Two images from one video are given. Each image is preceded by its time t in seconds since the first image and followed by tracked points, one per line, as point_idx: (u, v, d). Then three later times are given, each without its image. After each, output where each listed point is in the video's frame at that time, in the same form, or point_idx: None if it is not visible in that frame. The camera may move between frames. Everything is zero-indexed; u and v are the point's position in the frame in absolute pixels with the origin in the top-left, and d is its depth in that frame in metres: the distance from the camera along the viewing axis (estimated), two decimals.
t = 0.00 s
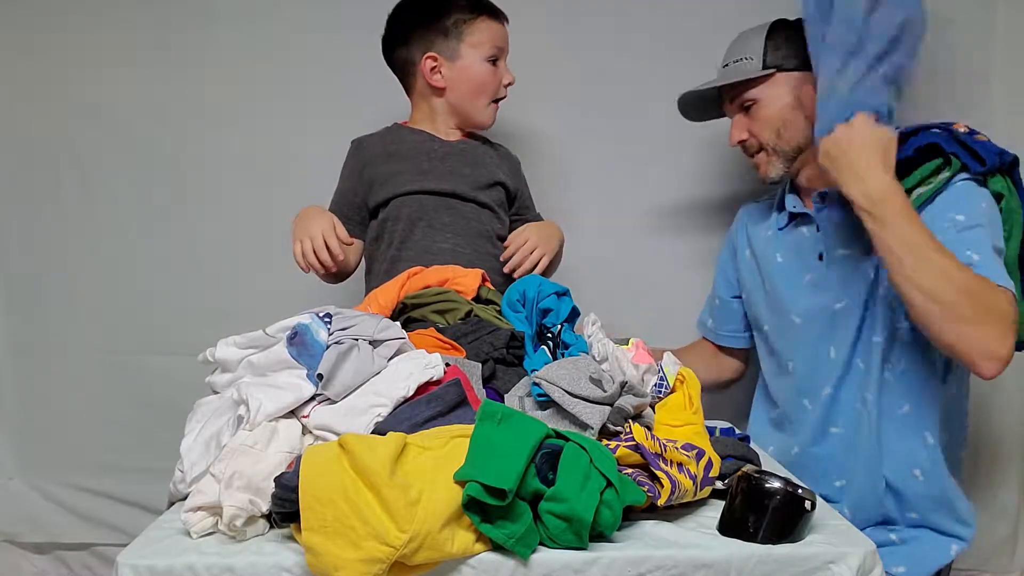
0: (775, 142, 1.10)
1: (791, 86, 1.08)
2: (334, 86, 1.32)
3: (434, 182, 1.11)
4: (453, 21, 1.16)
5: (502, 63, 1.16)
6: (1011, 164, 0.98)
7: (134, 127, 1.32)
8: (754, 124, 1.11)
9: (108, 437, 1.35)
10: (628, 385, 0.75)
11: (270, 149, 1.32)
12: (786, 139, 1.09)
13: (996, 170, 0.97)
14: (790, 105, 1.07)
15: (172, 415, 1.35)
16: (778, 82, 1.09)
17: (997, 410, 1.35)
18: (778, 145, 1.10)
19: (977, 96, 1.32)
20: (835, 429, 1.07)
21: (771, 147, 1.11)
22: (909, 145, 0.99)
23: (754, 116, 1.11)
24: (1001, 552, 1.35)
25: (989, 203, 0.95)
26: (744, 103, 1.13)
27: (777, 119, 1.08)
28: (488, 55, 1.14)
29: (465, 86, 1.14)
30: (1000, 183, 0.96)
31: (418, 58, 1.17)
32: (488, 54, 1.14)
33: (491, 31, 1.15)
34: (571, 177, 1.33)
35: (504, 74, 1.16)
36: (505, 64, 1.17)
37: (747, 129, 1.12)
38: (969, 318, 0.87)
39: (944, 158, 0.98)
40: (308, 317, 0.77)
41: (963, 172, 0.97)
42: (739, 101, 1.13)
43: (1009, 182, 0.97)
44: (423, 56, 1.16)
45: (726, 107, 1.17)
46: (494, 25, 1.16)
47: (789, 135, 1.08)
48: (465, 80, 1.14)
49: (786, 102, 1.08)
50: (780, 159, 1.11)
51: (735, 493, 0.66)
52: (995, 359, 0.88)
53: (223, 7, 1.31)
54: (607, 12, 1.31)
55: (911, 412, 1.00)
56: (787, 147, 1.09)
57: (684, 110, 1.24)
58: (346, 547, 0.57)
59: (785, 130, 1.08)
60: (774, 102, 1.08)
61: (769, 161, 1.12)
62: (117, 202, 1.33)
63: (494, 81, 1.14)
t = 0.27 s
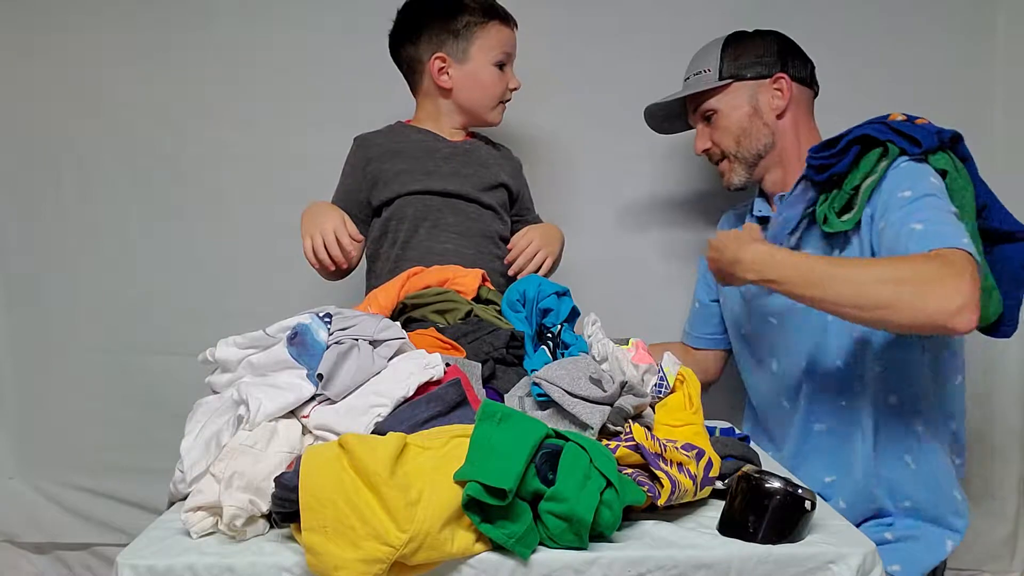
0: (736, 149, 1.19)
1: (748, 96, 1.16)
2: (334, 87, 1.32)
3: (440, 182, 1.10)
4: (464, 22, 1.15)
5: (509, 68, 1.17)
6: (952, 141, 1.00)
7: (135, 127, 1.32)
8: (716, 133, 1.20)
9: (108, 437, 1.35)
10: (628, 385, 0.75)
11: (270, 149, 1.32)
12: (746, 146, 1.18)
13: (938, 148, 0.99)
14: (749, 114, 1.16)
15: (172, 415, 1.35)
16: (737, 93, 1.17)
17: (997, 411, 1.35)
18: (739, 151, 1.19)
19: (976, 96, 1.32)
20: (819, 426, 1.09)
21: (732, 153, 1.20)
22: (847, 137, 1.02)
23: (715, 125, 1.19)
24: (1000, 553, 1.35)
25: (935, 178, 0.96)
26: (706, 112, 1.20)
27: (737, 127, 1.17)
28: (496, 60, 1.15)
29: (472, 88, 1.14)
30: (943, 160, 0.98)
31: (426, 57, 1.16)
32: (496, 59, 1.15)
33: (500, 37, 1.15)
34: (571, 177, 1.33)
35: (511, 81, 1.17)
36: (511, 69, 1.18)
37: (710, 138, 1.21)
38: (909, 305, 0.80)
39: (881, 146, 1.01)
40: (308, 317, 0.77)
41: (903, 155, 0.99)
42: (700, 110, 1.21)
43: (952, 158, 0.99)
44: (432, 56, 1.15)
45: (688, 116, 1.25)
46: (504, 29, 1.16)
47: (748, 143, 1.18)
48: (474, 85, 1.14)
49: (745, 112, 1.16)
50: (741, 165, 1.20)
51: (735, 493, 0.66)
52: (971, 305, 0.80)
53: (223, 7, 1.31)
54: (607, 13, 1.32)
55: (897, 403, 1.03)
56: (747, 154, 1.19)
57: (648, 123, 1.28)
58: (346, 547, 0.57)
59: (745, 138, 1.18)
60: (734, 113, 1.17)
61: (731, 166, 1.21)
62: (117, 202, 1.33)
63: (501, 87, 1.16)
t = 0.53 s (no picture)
0: (714, 138, 1.19)
1: (738, 88, 1.17)
2: (334, 86, 1.32)
3: (444, 182, 1.10)
4: (473, 24, 1.15)
5: (514, 71, 1.17)
6: (898, 146, 1.04)
7: (135, 126, 1.32)
8: (699, 117, 1.20)
9: (108, 437, 1.35)
10: (628, 385, 0.75)
11: (270, 149, 1.32)
12: (724, 137, 1.19)
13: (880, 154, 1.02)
14: (735, 107, 1.17)
15: (172, 415, 1.35)
16: (729, 82, 1.17)
17: (997, 411, 1.35)
18: (717, 141, 1.19)
19: (976, 95, 1.32)
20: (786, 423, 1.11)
21: (709, 142, 1.20)
22: (790, 141, 1.06)
23: (701, 110, 1.20)
24: (1001, 553, 1.35)
25: (863, 190, 1.00)
26: (694, 95, 1.20)
27: (719, 116, 1.18)
28: (501, 63, 1.15)
29: (477, 90, 1.14)
30: (883, 165, 1.01)
31: (433, 57, 1.17)
32: (502, 62, 1.15)
33: (507, 41, 1.15)
34: (571, 177, 1.33)
35: (515, 84, 1.17)
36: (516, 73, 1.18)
37: (693, 120, 1.21)
38: (750, 338, 0.96)
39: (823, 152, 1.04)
40: (308, 317, 0.77)
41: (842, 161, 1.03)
42: (689, 91, 1.21)
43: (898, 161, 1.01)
44: (438, 55, 1.16)
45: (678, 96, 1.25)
46: (511, 33, 1.16)
47: (728, 134, 1.18)
48: (478, 86, 1.14)
49: (730, 103, 1.17)
50: (714, 156, 1.20)
51: (735, 493, 0.66)
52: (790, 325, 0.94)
53: (223, 7, 1.31)
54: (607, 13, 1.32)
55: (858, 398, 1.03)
56: (724, 145, 1.19)
57: (640, 90, 1.28)
58: (346, 547, 0.57)
59: (726, 128, 1.18)
60: (720, 102, 1.17)
61: (706, 153, 1.21)
62: (117, 201, 1.33)
63: (505, 90, 1.15)
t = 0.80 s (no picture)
0: (718, 141, 1.19)
1: (738, 90, 1.17)
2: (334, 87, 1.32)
3: (446, 181, 1.10)
4: (476, 25, 1.16)
5: (515, 74, 1.17)
6: (880, 152, 1.03)
7: (135, 126, 1.32)
8: (700, 121, 1.20)
9: (108, 437, 1.35)
10: (628, 385, 0.75)
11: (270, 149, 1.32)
12: (728, 139, 1.19)
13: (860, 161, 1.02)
14: (735, 109, 1.17)
15: (172, 415, 1.35)
16: (728, 85, 1.17)
17: (997, 412, 1.35)
18: (721, 143, 1.19)
19: (976, 96, 1.31)
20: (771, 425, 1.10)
21: (713, 145, 1.20)
22: (772, 147, 1.06)
23: (701, 113, 1.20)
24: (1001, 554, 1.34)
25: (847, 203, 1.01)
26: (693, 99, 1.20)
27: (720, 118, 1.18)
28: (502, 64, 1.15)
29: (479, 90, 1.14)
30: (863, 171, 1.01)
31: (435, 56, 1.17)
32: (503, 64, 1.15)
33: (509, 42, 1.15)
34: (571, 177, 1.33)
35: (517, 86, 1.17)
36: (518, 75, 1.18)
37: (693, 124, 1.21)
38: (747, 348, 0.98)
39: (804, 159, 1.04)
40: (308, 317, 0.77)
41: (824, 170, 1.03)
42: (688, 95, 1.21)
43: (881, 168, 1.02)
44: (441, 55, 1.16)
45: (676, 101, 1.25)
46: (513, 35, 1.16)
47: (730, 136, 1.18)
48: (480, 87, 1.14)
49: (731, 106, 1.17)
50: (720, 159, 1.20)
51: (735, 493, 0.66)
52: (801, 359, 0.97)
53: (223, 7, 1.31)
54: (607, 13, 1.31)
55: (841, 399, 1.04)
56: (728, 147, 1.19)
57: (634, 98, 1.28)
58: (346, 547, 0.57)
59: (728, 130, 1.18)
60: (720, 104, 1.17)
61: (710, 156, 1.21)
62: (117, 201, 1.33)
63: (507, 91, 1.15)
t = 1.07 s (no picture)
0: (760, 152, 1.16)
1: (773, 100, 1.13)
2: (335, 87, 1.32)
3: (446, 179, 1.10)
4: (476, 29, 1.15)
5: (513, 81, 1.17)
6: (925, 154, 1.01)
7: (135, 127, 1.32)
8: (736, 134, 1.16)
9: (108, 437, 1.36)
10: (628, 385, 0.75)
11: (270, 150, 1.32)
12: (769, 149, 1.15)
13: (904, 161, 1.01)
14: (775, 119, 1.13)
15: (172, 416, 1.35)
16: (762, 95, 1.13)
17: (997, 411, 1.35)
18: (762, 154, 1.16)
19: (977, 96, 1.31)
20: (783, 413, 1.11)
21: (754, 156, 1.16)
22: (817, 138, 1.05)
23: (737, 127, 1.15)
24: (1001, 554, 1.35)
25: (880, 199, 1.00)
26: (725, 113, 1.16)
27: (760, 130, 1.14)
28: (501, 71, 1.14)
29: (474, 95, 1.14)
30: (905, 171, 1.00)
31: (435, 56, 1.17)
32: (502, 70, 1.15)
33: (508, 49, 1.15)
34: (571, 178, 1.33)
35: (514, 93, 1.16)
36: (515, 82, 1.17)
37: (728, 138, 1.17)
38: (745, 317, 0.98)
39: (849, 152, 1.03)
40: (308, 317, 0.77)
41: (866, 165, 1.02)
42: (719, 110, 1.16)
43: (923, 170, 1.00)
44: (440, 56, 1.16)
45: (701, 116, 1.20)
46: (514, 41, 1.15)
47: (771, 145, 1.15)
48: (476, 92, 1.14)
49: (769, 116, 1.14)
50: (761, 169, 1.17)
51: (735, 493, 0.65)
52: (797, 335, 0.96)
53: (223, 8, 1.31)
54: (608, 14, 1.31)
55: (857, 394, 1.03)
56: (769, 157, 1.16)
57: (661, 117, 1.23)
58: (346, 547, 0.57)
59: (769, 141, 1.15)
60: (758, 116, 1.14)
61: (748, 167, 1.18)
62: (117, 201, 1.33)
63: (502, 99, 1.15)
